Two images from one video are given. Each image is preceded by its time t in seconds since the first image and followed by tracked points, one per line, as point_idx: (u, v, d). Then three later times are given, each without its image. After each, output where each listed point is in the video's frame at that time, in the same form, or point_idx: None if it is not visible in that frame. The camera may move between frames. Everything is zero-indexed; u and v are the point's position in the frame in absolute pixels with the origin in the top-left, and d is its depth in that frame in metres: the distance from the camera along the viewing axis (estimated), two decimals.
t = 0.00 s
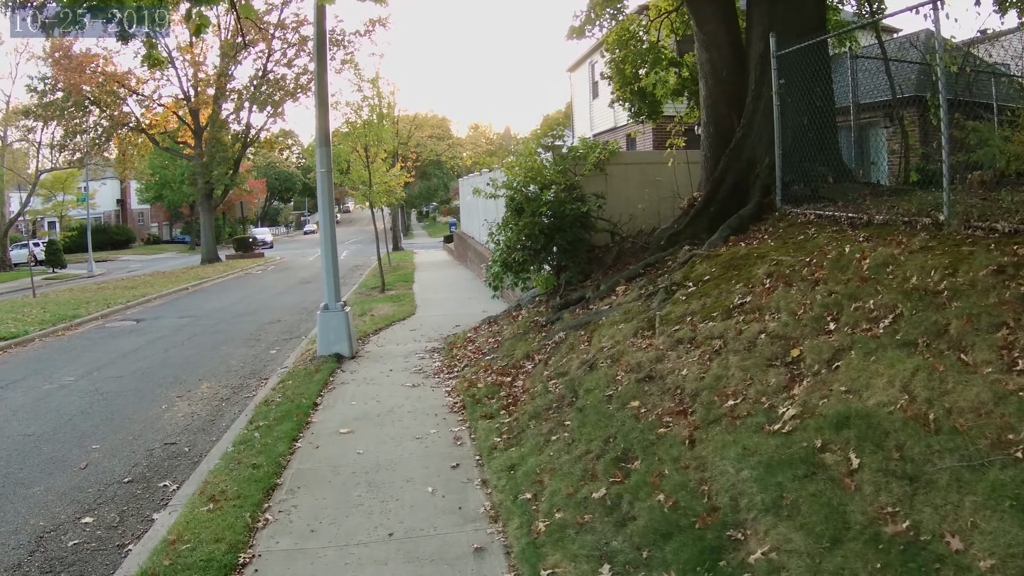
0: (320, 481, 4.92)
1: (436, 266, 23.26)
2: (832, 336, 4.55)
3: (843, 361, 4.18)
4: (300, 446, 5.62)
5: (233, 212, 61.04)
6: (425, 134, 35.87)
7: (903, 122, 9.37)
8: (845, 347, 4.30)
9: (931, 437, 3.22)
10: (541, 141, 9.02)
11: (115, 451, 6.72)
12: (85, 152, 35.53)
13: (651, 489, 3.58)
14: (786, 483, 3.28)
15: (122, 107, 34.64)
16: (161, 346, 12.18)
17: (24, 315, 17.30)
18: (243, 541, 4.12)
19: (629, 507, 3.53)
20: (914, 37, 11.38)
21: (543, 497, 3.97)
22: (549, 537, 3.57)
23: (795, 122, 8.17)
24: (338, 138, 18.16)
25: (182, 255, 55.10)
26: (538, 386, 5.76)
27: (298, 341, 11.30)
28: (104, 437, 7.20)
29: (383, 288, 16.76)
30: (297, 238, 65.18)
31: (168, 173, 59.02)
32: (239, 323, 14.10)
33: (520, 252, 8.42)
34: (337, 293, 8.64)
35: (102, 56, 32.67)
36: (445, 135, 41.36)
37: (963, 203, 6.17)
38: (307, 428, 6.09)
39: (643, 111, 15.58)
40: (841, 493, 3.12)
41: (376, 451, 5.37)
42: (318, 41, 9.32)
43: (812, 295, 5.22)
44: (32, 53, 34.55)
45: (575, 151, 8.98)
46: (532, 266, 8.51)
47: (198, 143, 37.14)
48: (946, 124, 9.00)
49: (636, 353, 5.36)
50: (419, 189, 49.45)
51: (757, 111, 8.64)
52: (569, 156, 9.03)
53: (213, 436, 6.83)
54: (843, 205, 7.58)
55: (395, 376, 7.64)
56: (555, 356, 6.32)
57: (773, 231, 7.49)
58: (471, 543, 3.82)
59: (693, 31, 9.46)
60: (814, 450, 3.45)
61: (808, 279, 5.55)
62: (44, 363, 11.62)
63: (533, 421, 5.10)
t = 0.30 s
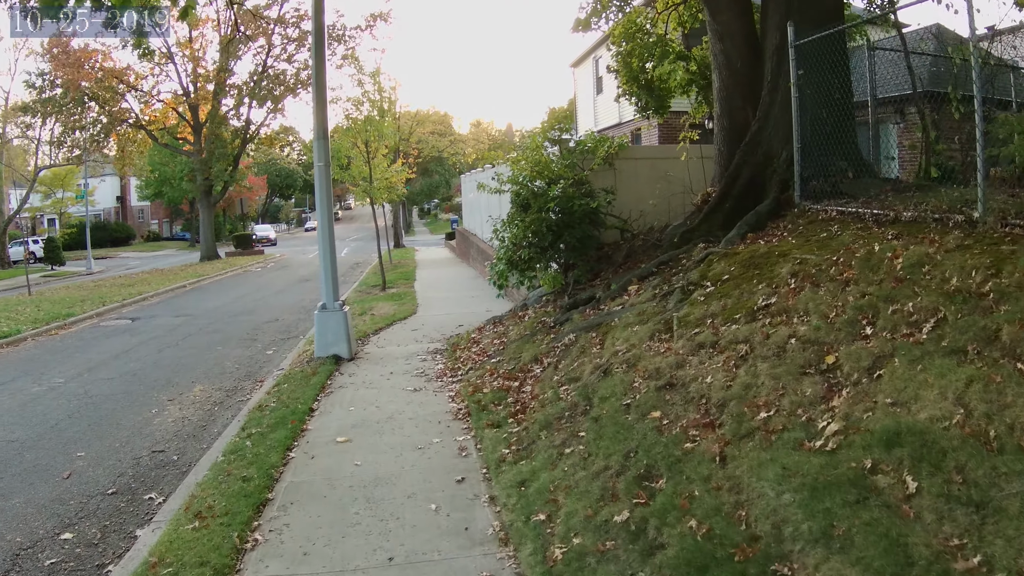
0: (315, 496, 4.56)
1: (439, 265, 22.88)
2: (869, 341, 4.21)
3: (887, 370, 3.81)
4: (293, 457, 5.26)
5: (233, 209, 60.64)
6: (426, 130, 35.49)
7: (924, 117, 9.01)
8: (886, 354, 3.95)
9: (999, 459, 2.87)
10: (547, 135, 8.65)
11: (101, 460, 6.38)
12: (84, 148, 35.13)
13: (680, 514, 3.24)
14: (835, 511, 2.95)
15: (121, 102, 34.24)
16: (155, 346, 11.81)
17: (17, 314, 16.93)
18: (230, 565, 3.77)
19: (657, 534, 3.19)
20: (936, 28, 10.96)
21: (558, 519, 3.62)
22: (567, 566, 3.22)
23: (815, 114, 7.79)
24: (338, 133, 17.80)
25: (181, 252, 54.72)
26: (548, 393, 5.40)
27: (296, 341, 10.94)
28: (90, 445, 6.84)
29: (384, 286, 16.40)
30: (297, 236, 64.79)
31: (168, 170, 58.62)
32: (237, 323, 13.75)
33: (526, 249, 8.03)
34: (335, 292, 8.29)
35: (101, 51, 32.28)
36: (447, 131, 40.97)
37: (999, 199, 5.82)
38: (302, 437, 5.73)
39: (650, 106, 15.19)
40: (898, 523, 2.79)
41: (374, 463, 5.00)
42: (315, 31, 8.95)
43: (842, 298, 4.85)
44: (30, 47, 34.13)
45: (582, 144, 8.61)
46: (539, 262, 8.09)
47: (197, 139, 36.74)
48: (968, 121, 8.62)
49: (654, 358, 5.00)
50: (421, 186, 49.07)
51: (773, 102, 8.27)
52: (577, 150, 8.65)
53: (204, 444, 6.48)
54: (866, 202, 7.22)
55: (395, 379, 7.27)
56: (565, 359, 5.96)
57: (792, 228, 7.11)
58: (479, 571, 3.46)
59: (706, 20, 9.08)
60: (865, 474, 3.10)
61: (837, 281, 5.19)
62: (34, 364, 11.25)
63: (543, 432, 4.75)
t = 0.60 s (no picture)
0: (311, 522, 4.21)
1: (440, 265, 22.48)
2: (915, 356, 3.85)
3: (939, 390, 3.45)
4: (288, 476, 4.90)
5: (234, 208, 60.26)
6: (427, 128, 35.10)
7: (949, 115, 8.64)
8: (936, 371, 3.59)
9: None
10: (555, 131, 8.29)
11: (85, 476, 6.03)
12: (82, 147, 34.78)
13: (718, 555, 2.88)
14: (902, 559, 2.59)
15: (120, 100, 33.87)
16: (149, 351, 11.44)
17: (11, 316, 16.57)
18: None
19: None
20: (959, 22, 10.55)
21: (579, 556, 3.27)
22: None
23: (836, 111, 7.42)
24: (338, 131, 17.41)
25: (181, 252, 54.31)
26: (561, 407, 5.04)
27: (294, 346, 10.57)
28: (74, 459, 6.48)
29: (385, 287, 16.03)
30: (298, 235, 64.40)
31: (168, 169, 58.26)
32: (234, 325, 13.38)
33: (532, 252, 7.67)
34: (334, 296, 7.93)
35: (100, 49, 31.93)
36: (448, 130, 40.61)
37: None
38: (298, 453, 5.37)
39: (658, 103, 14.67)
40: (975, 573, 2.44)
41: (374, 484, 4.64)
42: (314, 23, 8.58)
43: (880, 307, 4.48)
44: (28, 45, 33.77)
45: (591, 141, 8.24)
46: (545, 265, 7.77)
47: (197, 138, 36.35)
48: (992, 123, 8.27)
49: (676, 371, 4.63)
50: (422, 185, 48.71)
51: (792, 98, 7.90)
52: (587, 147, 8.28)
53: (194, 460, 6.13)
54: (892, 204, 6.86)
55: (397, 388, 6.91)
56: (577, 370, 5.60)
57: (815, 231, 6.74)
58: None
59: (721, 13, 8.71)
60: (927, 512, 2.74)
61: (871, 288, 4.83)
62: (24, 368, 10.89)
63: (558, 452, 4.38)
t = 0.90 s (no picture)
0: (298, 548, 3.83)
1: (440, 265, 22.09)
2: (965, 367, 3.48)
3: (998, 406, 3.08)
4: (276, 494, 4.53)
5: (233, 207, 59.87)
6: (428, 126, 34.71)
7: (972, 110, 8.26)
8: (992, 384, 3.22)
9: None
10: (560, 125, 7.92)
11: (63, 490, 5.66)
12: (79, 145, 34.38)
13: None
14: None
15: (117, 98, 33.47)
16: (139, 353, 11.06)
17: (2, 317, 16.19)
18: None
19: None
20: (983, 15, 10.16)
21: None
22: None
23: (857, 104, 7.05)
24: (337, 128, 17.01)
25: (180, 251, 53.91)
26: (571, 419, 4.67)
27: (289, 349, 10.20)
28: (53, 471, 6.11)
29: (384, 288, 15.62)
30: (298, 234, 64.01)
31: (168, 168, 57.87)
32: (229, 327, 13.00)
33: (536, 251, 7.30)
34: (329, 297, 7.54)
35: (97, 46, 31.55)
36: (449, 128, 40.23)
37: None
38: (288, 468, 5.00)
39: (664, 99, 14.06)
40: None
41: (368, 504, 4.26)
42: (308, 11, 8.19)
43: (920, 313, 4.11)
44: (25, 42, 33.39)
45: (599, 136, 7.84)
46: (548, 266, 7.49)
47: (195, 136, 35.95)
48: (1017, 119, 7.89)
49: (697, 381, 4.26)
50: (423, 183, 48.33)
51: (810, 91, 7.54)
52: (595, 142, 7.89)
53: (179, 473, 5.76)
54: (917, 201, 6.49)
55: (395, 394, 6.54)
56: (587, 378, 5.22)
57: (837, 231, 6.36)
58: None
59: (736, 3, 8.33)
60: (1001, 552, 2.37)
61: (907, 292, 4.45)
62: (11, 372, 10.52)
63: (569, 471, 4.01)
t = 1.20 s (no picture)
0: None
1: (440, 266, 21.73)
2: (1022, 396, 3.12)
3: None
4: (263, 527, 4.17)
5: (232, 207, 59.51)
6: (428, 125, 34.33)
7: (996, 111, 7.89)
8: None
9: None
10: (566, 125, 7.55)
11: (39, 515, 5.29)
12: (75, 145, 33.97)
13: None
14: None
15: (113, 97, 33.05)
16: (129, 361, 10.69)
17: None
18: None
19: None
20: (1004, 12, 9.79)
21: None
22: None
23: (879, 103, 6.70)
24: (335, 128, 16.59)
25: (178, 252, 53.52)
26: (582, 444, 4.32)
27: (283, 357, 9.83)
28: (30, 492, 5.74)
29: (383, 291, 15.27)
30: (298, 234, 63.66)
31: (166, 168, 57.46)
32: (223, 332, 12.64)
33: (540, 257, 6.93)
34: (323, 306, 7.19)
35: (93, 44, 31.15)
36: (449, 127, 39.85)
37: None
38: (277, 496, 4.64)
39: (670, 98, 13.52)
40: None
41: (362, 539, 3.90)
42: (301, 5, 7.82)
43: (963, 332, 3.75)
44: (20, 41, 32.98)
45: (605, 136, 7.47)
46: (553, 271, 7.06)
47: (192, 136, 35.53)
48: None
49: (720, 406, 3.92)
50: (423, 183, 47.99)
51: (828, 89, 7.19)
52: (603, 142, 7.52)
53: (163, 498, 5.40)
54: (944, 206, 6.13)
55: (393, 409, 6.18)
56: (597, 397, 4.87)
57: (861, 237, 6.01)
58: None
59: None
60: None
61: (947, 308, 4.10)
62: None
63: (583, 507, 3.66)
